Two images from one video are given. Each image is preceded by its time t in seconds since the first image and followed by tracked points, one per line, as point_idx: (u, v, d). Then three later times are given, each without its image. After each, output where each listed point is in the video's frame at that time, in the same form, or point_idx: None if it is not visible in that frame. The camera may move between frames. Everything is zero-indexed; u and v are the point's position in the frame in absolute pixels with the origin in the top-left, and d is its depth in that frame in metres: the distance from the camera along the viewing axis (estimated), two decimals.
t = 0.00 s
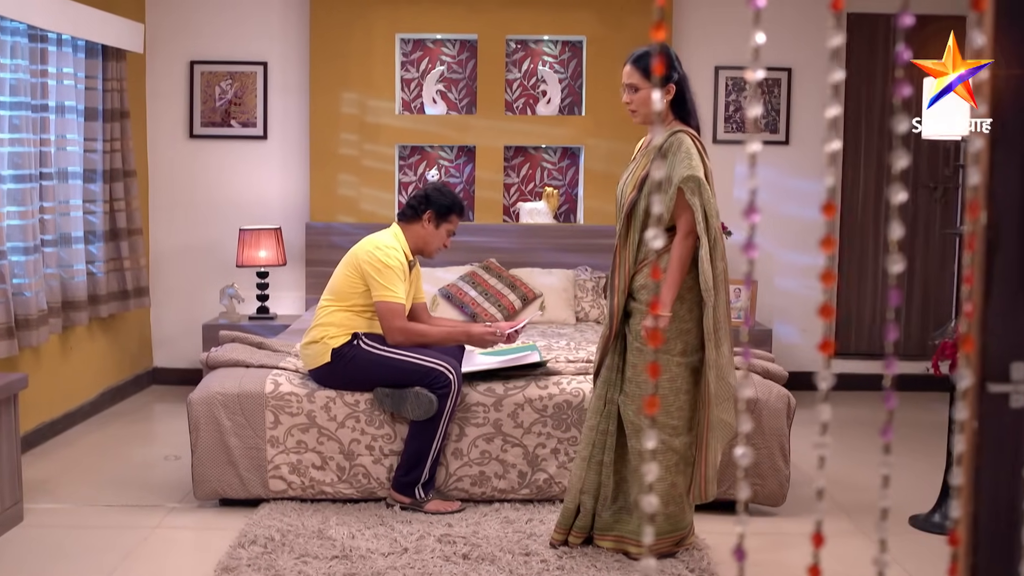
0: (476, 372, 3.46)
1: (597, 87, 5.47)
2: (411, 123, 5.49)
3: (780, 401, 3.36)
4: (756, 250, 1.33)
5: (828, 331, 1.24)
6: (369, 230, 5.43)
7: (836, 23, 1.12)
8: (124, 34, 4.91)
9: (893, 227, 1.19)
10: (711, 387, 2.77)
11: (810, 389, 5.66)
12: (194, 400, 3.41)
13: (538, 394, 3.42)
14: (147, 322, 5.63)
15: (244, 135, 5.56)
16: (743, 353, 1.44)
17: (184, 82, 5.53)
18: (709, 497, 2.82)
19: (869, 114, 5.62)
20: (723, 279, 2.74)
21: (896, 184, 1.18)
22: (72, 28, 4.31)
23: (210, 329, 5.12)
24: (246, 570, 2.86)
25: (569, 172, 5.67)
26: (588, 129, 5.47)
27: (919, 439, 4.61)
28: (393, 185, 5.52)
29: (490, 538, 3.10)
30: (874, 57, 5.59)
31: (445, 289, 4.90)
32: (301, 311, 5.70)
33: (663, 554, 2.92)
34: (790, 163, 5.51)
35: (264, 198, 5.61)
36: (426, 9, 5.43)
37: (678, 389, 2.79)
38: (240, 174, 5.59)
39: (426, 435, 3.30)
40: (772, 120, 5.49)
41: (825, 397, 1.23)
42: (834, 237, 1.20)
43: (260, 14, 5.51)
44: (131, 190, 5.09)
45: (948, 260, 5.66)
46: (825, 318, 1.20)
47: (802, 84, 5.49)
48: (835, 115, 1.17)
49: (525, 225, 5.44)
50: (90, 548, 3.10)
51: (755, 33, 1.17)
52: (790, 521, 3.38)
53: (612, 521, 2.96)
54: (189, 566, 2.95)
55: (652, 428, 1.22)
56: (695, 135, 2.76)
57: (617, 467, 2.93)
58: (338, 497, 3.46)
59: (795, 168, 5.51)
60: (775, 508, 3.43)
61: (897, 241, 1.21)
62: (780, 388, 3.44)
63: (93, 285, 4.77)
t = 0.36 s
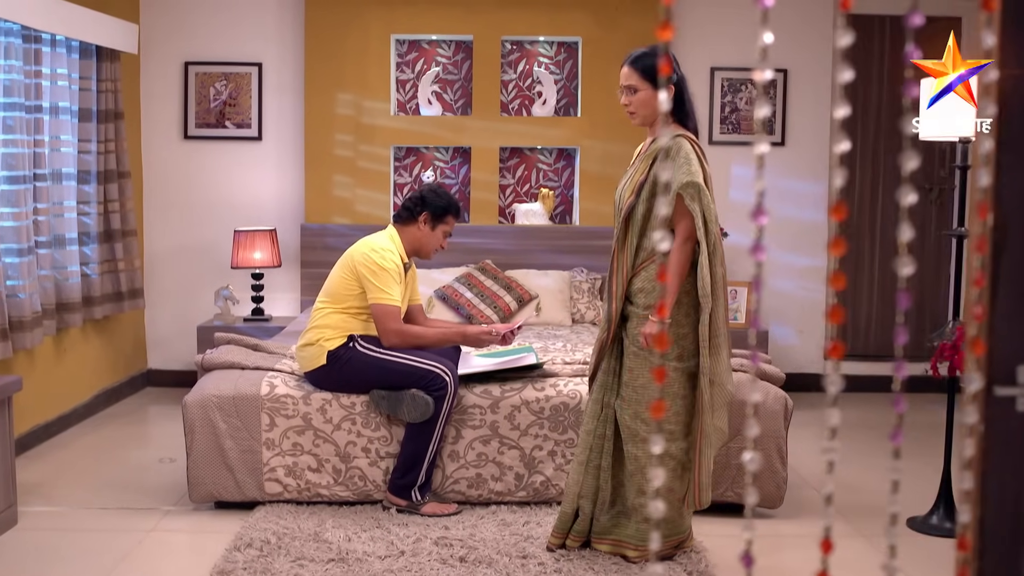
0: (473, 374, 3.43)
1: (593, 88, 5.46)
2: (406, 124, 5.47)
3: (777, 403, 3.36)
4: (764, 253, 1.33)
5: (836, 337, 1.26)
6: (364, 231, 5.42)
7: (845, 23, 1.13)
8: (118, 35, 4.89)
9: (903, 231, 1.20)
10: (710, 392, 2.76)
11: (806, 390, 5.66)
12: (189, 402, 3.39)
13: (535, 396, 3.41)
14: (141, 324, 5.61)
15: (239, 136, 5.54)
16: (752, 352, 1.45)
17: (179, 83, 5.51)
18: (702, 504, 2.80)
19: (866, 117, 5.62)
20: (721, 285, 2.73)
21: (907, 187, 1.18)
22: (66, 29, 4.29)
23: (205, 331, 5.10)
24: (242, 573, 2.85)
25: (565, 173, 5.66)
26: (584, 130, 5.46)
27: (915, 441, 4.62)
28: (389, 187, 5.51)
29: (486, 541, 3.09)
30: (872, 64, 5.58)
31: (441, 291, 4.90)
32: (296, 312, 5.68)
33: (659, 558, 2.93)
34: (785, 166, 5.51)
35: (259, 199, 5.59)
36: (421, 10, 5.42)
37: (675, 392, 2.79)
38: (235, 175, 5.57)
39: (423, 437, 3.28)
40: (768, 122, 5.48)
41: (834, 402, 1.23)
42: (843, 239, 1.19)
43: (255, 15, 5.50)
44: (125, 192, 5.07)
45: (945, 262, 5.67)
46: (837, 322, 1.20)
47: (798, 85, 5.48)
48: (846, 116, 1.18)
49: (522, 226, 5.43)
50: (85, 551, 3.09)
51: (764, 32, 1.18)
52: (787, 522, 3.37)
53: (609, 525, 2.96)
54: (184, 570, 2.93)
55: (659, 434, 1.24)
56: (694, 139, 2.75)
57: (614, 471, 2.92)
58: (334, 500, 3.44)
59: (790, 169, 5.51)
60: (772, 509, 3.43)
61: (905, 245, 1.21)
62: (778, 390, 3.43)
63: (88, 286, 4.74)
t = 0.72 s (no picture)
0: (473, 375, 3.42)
1: (590, 89, 5.45)
2: (403, 126, 5.46)
3: (776, 405, 3.35)
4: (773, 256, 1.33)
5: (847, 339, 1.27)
6: (361, 233, 5.40)
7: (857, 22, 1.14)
8: (114, 36, 4.87)
9: (916, 234, 1.20)
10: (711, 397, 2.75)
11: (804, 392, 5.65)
12: (186, 404, 3.38)
13: (533, 398, 3.40)
14: (137, 326, 5.59)
15: (235, 138, 5.52)
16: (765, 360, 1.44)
17: (175, 84, 5.50)
18: (703, 510, 2.79)
19: (868, 120, 5.61)
20: (723, 291, 2.72)
21: (920, 189, 1.18)
22: (61, 30, 4.27)
23: (201, 333, 5.08)
24: None
25: (562, 175, 5.65)
26: (581, 131, 5.46)
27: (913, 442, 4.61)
28: (386, 188, 5.50)
29: (485, 544, 3.08)
30: (869, 67, 5.58)
31: (437, 292, 4.89)
32: (292, 314, 5.66)
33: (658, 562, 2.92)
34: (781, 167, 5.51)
35: (255, 200, 5.57)
36: (418, 11, 5.41)
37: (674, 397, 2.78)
38: (231, 177, 5.55)
39: (421, 439, 3.27)
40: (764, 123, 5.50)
41: (846, 407, 1.24)
42: (855, 243, 1.19)
43: (252, 16, 5.48)
44: (121, 193, 5.05)
45: (943, 264, 5.67)
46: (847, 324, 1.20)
47: (796, 86, 5.48)
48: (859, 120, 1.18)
49: (519, 228, 5.41)
50: (81, 554, 3.07)
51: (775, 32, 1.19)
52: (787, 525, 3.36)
53: (608, 529, 2.94)
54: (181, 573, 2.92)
55: (668, 442, 1.32)
56: (696, 144, 2.73)
57: (612, 475, 2.91)
58: (332, 503, 3.43)
59: (787, 171, 5.51)
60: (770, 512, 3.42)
61: (917, 248, 1.22)
62: (777, 393, 3.42)
63: (83, 288, 4.73)
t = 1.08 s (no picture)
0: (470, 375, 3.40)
1: (587, 91, 5.45)
2: (400, 127, 5.45)
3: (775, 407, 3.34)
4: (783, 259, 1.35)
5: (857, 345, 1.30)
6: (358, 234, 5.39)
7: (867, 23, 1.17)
8: (110, 37, 4.85)
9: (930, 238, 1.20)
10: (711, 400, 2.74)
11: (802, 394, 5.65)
12: (183, 407, 3.36)
13: (531, 400, 3.39)
14: (133, 328, 5.57)
15: (231, 139, 5.51)
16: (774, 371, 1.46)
17: (172, 85, 5.48)
18: (704, 513, 2.79)
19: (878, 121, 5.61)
20: (723, 293, 2.72)
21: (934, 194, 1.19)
22: (57, 31, 4.25)
23: (197, 335, 5.06)
24: None
25: (559, 176, 5.64)
26: (579, 132, 5.45)
27: (912, 444, 4.61)
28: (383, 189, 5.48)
29: (483, 546, 3.07)
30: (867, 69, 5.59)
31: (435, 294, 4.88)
32: (289, 316, 5.65)
33: (657, 564, 2.91)
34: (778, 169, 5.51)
35: (252, 202, 5.56)
36: (415, 12, 5.40)
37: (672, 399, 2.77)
38: (228, 178, 5.54)
39: (420, 440, 3.26)
40: (762, 124, 5.50)
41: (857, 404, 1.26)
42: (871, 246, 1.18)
43: (248, 17, 5.47)
44: (118, 195, 5.03)
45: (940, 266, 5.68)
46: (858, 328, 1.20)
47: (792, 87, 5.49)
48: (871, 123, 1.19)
49: (516, 229, 5.41)
50: (78, 557, 3.05)
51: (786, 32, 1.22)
52: (786, 527, 3.35)
53: (606, 532, 2.93)
54: None
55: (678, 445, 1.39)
56: (696, 145, 2.71)
57: (610, 478, 2.90)
58: (330, 505, 3.41)
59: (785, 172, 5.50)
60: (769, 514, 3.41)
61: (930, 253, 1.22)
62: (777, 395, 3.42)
63: (79, 289, 4.71)
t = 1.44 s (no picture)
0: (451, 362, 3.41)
1: (585, 92, 5.44)
2: (398, 128, 5.44)
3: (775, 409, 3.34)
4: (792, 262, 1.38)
5: (868, 346, 1.34)
6: (356, 236, 5.38)
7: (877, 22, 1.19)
8: (108, 37, 4.84)
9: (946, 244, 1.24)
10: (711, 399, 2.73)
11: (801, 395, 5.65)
12: (182, 409, 3.35)
13: (531, 402, 3.38)
14: (131, 330, 5.56)
15: (229, 140, 5.49)
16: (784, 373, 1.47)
17: (170, 86, 5.47)
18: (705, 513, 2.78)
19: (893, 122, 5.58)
20: (722, 293, 2.72)
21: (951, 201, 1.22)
22: (54, 32, 4.23)
23: (196, 336, 5.05)
24: None
25: (557, 178, 5.64)
26: (578, 134, 5.44)
27: (911, 446, 4.61)
28: (381, 191, 5.47)
29: (483, 549, 3.06)
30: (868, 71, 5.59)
31: (434, 295, 4.89)
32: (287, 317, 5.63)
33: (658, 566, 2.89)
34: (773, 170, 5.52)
35: (249, 203, 5.54)
36: (413, 13, 5.39)
37: (671, 400, 2.77)
38: (226, 180, 5.53)
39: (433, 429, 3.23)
40: (761, 125, 5.50)
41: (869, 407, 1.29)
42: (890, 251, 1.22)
43: (246, 18, 5.46)
44: (115, 196, 5.02)
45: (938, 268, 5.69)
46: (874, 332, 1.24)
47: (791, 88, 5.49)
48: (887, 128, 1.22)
49: (514, 230, 5.40)
50: (75, 560, 3.04)
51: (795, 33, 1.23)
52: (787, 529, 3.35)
53: (606, 533, 2.92)
54: None
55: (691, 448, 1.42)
56: (695, 144, 2.70)
57: (610, 479, 2.89)
58: (329, 507, 3.40)
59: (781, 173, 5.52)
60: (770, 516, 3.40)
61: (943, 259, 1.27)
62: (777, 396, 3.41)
63: (77, 291, 4.69)
